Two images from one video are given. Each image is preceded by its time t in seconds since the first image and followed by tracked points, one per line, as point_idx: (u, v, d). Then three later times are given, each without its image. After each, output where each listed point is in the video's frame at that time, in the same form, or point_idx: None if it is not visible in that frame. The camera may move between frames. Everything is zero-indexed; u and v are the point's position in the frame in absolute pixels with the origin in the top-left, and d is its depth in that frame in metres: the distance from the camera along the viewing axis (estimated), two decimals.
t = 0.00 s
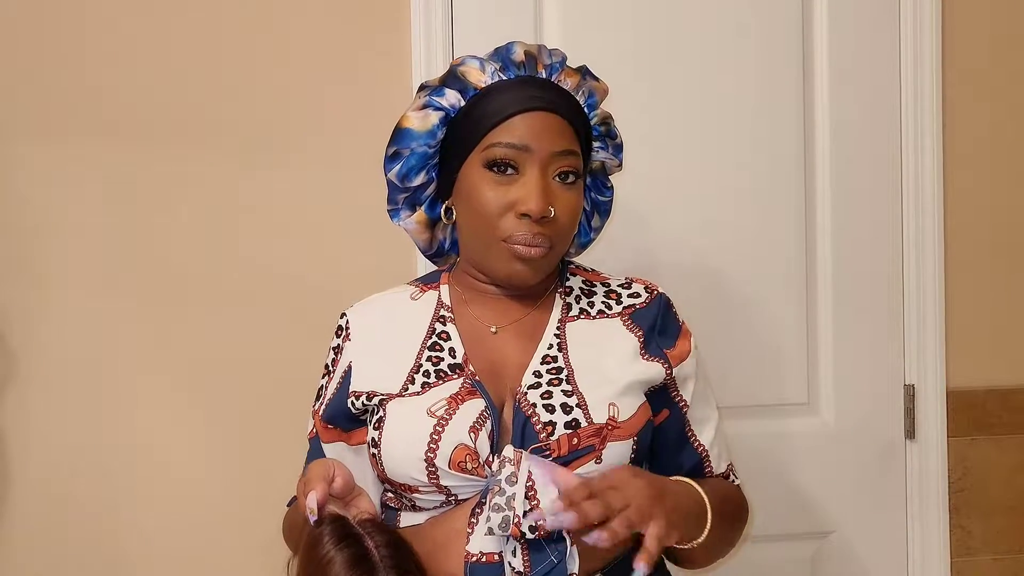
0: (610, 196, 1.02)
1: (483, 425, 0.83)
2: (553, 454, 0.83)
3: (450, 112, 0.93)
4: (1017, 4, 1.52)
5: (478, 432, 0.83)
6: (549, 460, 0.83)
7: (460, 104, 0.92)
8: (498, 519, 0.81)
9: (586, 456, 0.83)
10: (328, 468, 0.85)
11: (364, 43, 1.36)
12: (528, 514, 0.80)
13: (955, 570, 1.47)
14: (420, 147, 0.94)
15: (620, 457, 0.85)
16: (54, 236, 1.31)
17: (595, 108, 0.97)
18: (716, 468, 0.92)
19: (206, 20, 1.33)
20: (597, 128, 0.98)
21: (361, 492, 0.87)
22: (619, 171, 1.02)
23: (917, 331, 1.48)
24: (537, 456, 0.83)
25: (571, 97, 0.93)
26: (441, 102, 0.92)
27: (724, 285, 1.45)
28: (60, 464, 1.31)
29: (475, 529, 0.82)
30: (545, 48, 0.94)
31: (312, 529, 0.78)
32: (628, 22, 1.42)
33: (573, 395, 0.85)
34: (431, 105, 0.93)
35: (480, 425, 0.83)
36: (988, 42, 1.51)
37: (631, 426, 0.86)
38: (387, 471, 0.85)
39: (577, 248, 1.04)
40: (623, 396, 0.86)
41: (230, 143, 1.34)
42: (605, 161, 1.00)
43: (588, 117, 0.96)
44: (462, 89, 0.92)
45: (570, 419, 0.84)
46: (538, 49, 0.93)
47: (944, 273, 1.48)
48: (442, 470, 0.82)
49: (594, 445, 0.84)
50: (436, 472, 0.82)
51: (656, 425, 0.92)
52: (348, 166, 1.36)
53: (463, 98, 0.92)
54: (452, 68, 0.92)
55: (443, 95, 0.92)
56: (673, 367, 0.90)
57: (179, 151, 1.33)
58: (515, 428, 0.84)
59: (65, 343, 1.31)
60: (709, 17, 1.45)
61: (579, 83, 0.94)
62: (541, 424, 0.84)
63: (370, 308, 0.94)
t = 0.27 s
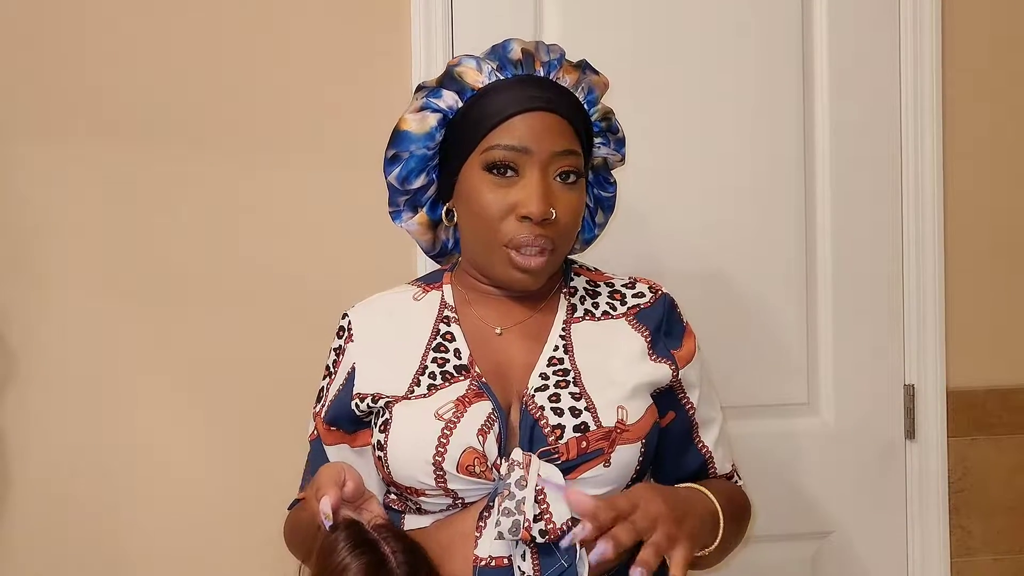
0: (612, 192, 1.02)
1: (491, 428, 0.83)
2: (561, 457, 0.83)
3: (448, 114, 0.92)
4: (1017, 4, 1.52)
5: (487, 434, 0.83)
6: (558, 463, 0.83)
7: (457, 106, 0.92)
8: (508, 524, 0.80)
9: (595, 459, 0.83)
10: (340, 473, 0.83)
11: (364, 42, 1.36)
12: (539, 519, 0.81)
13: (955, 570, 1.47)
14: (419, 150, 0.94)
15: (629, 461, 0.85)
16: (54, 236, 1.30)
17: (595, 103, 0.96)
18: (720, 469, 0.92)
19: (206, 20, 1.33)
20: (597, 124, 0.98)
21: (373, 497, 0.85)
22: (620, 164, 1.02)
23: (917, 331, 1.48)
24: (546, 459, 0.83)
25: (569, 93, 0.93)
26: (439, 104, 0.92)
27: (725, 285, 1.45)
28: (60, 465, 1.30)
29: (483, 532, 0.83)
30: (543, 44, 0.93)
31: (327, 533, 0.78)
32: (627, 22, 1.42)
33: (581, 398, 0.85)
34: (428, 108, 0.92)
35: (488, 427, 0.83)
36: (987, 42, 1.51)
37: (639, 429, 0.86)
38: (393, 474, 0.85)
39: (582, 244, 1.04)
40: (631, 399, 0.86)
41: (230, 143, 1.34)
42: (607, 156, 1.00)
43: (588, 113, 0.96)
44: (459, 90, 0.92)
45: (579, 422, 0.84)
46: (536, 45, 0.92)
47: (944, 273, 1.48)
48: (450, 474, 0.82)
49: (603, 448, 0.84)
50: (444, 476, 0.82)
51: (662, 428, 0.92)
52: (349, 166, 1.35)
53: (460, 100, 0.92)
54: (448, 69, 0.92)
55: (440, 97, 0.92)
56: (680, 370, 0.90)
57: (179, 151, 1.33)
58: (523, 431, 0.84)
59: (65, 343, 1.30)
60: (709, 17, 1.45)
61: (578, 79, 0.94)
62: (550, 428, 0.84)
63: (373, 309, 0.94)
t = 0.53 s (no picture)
0: (612, 193, 1.02)
1: (484, 431, 0.83)
2: (555, 462, 0.83)
3: (448, 108, 0.93)
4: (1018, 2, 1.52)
5: (480, 438, 0.83)
6: (551, 468, 0.83)
7: (457, 99, 0.92)
8: (500, 530, 0.81)
9: (589, 464, 0.83)
10: (336, 467, 0.84)
11: (364, 41, 1.36)
12: (531, 524, 0.81)
13: (955, 570, 1.47)
14: (418, 144, 0.94)
15: (623, 464, 0.85)
16: (54, 236, 1.31)
17: (596, 102, 0.96)
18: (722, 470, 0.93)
19: (206, 20, 1.33)
20: (597, 122, 0.98)
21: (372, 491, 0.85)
22: (621, 166, 1.02)
23: (917, 330, 1.48)
24: (539, 463, 0.83)
25: (569, 89, 0.92)
26: (439, 97, 0.92)
27: (725, 284, 1.45)
28: (60, 464, 1.31)
29: (478, 537, 0.83)
30: (544, 41, 0.94)
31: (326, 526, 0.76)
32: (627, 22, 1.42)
33: (576, 402, 0.85)
34: (428, 101, 0.93)
35: (481, 431, 0.83)
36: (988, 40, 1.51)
37: (636, 432, 0.86)
38: (388, 478, 0.85)
39: (582, 245, 1.04)
40: (628, 402, 0.86)
41: (230, 143, 1.34)
42: (607, 156, 1.00)
43: (589, 111, 0.96)
44: (459, 84, 0.92)
45: (573, 426, 0.84)
46: (537, 42, 0.92)
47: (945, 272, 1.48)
48: (443, 478, 0.82)
49: (598, 453, 0.84)
50: (437, 480, 0.82)
51: (661, 429, 0.91)
52: (349, 165, 1.35)
53: (460, 94, 0.92)
54: (449, 63, 0.92)
55: (440, 91, 0.92)
56: (680, 370, 0.90)
57: (179, 150, 1.33)
58: (517, 435, 0.84)
59: (64, 343, 1.31)
60: (709, 16, 1.44)
61: (579, 76, 0.94)
62: (544, 432, 0.84)
63: (371, 311, 0.94)
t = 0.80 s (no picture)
0: (614, 191, 1.02)
1: (482, 434, 0.83)
2: (553, 464, 0.83)
3: (448, 107, 0.93)
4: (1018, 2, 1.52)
5: (477, 441, 0.83)
6: (549, 471, 0.83)
7: (457, 98, 0.92)
8: (496, 533, 0.80)
9: (587, 467, 0.83)
10: (323, 484, 0.85)
11: (364, 41, 1.36)
12: (528, 528, 0.81)
13: (954, 570, 1.47)
14: (417, 143, 0.94)
15: (620, 467, 0.85)
16: (54, 236, 1.31)
17: (596, 100, 0.96)
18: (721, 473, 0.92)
19: (206, 20, 1.33)
20: (598, 120, 0.98)
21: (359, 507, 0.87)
22: (622, 165, 1.02)
23: (917, 330, 1.48)
24: (537, 466, 0.83)
25: (570, 88, 0.93)
26: (439, 96, 0.92)
27: (725, 284, 1.45)
28: (60, 465, 1.31)
29: (474, 540, 0.83)
30: (544, 40, 0.94)
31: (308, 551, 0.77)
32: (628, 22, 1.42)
33: (573, 404, 0.85)
34: (428, 100, 0.92)
35: (479, 433, 0.83)
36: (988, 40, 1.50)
37: (634, 435, 0.86)
38: (386, 479, 0.85)
39: (582, 245, 1.04)
40: (626, 404, 0.86)
41: (230, 143, 1.34)
42: (608, 155, 1.00)
43: (589, 109, 0.96)
44: (458, 83, 0.92)
45: (570, 429, 0.84)
46: (536, 41, 0.92)
47: (945, 272, 1.48)
48: (441, 481, 0.82)
49: (595, 456, 0.84)
50: (434, 483, 0.82)
51: (661, 431, 0.91)
52: (349, 166, 1.35)
53: (460, 93, 0.92)
54: (449, 61, 0.92)
55: (440, 90, 0.92)
56: (680, 371, 0.90)
57: (179, 150, 1.33)
58: (515, 438, 0.84)
59: (64, 343, 1.31)
60: (709, 16, 1.44)
61: (579, 75, 0.94)
62: (542, 434, 0.84)
63: (370, 312, 0.94)
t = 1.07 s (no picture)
0: (611, 193, 1.02)
1: (482, 434, 0.83)
2: (553, 464, 0.83)
3: (448, 105, 0.92)
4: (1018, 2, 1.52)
5: (477, 441, 0.83)
6: (549, 471, 0.83)
7: (457, 97, 0.92)
8: (497, 533, 0.81)
9: (587, 467, 0.84)
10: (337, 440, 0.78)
11: (364, 42, 1.36)
12: (528, 527, 0.81)
13: (954, 570, 1.47)
14: (416, 142, 0.93)
15: (620, 467, 0.85)
16: (54, 236, 1.31)
17: (596, 102, 0.96)
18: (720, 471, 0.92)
19: (206, 20, 1.33)
20: (597, 122, 0.97)
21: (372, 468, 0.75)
22: (621, 167, 1.02)
23: (916, 330, 1.48)
24: (537, 466, 0.83)
25: (569, 88, 0.93)
26: (438, 95, 0.92)
27: (724, 284, 1.45)
28: (60, 465, 1.31)
29: (474, 540, 0.82)
30: (545, 40, 0.94)
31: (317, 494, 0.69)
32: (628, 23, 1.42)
33: (573, 404, 0.85)
34: (428, 98, 0.92)
35: (479, 433, 0.83)
36: (988, 40, 1.51)
37: (634, 435, 0.86)
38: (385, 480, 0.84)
39: (580, 246, 1.04)
40: (626, 404, 0.86)
41: (230, 143, 1.34)
42: (606, 156, 1.00)
43: (589, 111, 0.96)
44: (458, 81, 0.92)
45: (570, 429, 0.84)
46: (537, 41, 0.92)
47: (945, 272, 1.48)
48: (441, 481, 0.82)
49: (595, 455, 0.84)
50: (434, 483, 0.82)
51: (660, 430, 0.92)
52: (348, 166, 1.35)
53: (460, 91, 0.92)
54: (449, 60, 0.92)
55: (440, 88, 0.92)
56: (679, 370, 0.90)
57: (179, 151, 1.33)
58: (515, 438, 0.84)
59: (64, 343, 1.31)
60: (710, 17, 1.44)
61: (578, 75, 0.94)
62: (542, 434, 0.84)
63: (367, 311, 0.94)
